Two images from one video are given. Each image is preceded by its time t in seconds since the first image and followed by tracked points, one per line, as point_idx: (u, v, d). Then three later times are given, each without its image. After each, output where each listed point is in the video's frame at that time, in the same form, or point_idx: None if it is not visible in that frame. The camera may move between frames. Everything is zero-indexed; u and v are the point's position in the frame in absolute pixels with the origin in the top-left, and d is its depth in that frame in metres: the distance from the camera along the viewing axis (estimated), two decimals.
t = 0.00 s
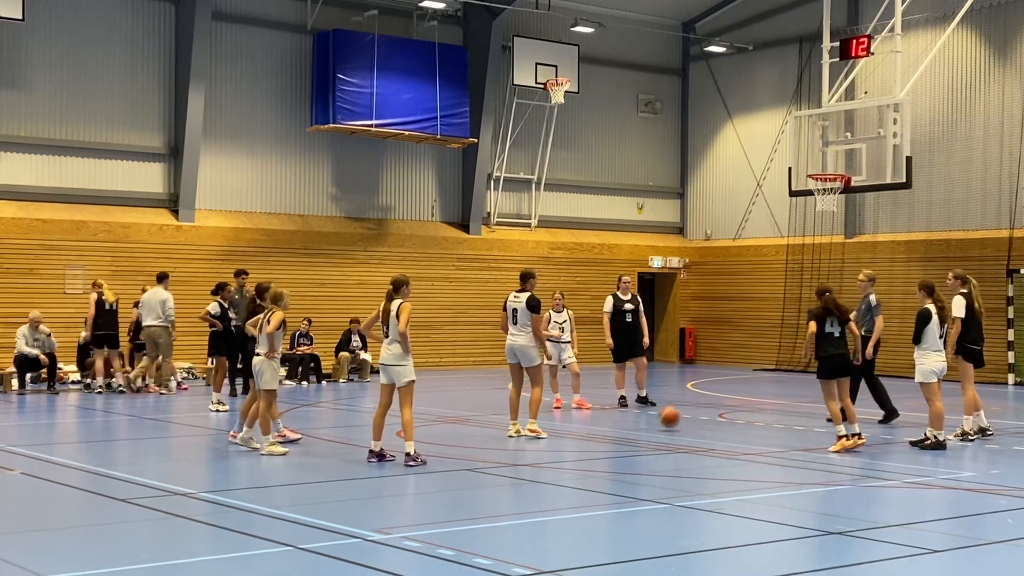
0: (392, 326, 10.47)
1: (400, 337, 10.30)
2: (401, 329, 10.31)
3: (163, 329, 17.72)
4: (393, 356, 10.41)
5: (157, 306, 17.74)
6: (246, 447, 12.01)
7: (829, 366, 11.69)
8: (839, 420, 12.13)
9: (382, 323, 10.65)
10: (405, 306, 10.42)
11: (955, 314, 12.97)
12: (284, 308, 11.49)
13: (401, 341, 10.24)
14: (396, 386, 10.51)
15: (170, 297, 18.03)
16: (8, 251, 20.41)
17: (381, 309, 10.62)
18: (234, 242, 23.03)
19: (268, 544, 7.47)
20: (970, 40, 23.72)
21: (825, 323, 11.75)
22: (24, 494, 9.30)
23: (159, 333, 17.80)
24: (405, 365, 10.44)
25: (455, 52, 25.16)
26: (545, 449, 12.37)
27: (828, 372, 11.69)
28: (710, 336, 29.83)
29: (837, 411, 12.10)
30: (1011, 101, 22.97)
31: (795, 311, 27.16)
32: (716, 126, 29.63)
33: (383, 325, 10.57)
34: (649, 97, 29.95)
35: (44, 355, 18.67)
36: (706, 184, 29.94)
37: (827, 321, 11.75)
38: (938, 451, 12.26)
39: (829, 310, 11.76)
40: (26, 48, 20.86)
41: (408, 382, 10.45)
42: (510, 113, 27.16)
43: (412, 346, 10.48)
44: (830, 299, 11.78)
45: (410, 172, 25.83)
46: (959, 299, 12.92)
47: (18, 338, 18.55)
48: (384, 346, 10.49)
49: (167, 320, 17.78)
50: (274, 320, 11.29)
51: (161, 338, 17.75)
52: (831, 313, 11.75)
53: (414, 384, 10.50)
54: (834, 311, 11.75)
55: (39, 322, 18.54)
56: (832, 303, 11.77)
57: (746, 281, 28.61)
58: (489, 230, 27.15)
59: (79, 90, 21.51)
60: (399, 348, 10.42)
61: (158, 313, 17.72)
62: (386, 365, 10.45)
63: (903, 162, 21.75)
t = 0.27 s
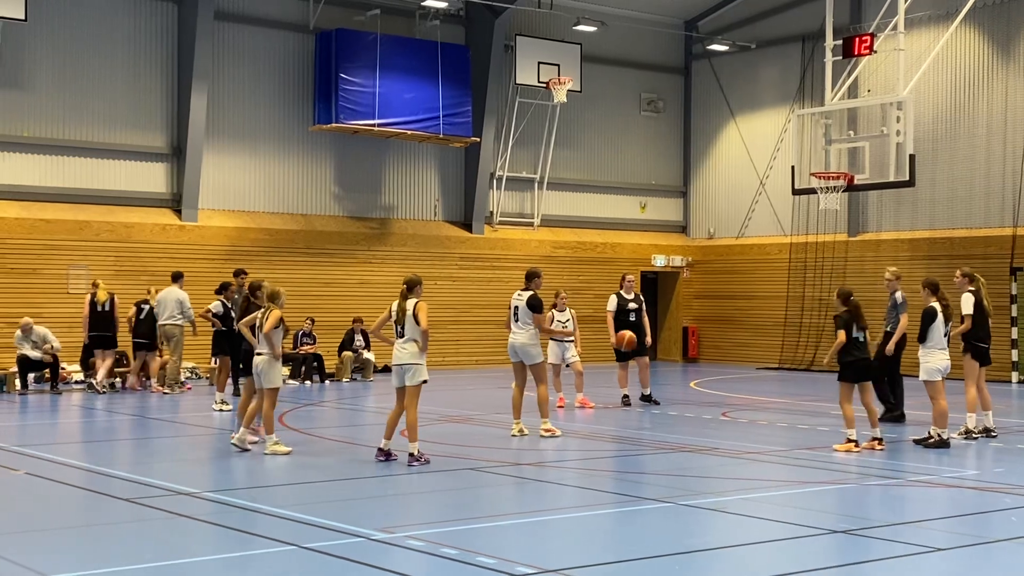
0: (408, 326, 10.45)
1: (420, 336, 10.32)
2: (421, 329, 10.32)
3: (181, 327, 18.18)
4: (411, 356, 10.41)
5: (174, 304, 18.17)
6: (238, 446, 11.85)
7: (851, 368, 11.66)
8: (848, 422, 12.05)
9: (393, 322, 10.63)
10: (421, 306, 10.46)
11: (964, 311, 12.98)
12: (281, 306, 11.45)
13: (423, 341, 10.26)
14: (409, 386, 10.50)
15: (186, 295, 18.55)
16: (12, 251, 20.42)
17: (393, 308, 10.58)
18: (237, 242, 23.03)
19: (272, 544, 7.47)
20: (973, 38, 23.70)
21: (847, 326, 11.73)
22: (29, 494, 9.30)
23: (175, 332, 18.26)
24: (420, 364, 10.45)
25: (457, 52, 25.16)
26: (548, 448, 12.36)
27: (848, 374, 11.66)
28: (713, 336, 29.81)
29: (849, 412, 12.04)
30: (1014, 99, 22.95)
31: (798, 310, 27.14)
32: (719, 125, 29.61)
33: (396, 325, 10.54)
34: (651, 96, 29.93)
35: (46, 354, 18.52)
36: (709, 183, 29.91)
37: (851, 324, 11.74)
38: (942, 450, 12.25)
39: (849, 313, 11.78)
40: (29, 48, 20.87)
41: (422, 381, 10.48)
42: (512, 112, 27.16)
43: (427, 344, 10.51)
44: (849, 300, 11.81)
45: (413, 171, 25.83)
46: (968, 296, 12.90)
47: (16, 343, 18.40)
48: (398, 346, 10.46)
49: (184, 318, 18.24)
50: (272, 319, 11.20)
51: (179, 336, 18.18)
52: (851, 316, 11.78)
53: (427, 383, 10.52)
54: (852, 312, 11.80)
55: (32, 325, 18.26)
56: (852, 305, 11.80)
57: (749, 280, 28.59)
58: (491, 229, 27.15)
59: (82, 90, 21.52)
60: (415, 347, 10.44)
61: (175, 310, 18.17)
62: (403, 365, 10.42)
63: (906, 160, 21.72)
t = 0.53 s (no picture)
0: (417, 325, 10.48)
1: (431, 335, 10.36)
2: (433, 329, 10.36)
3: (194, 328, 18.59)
4: (420, 355, 10.44)
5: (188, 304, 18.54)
6: (244, 450, 11.88)
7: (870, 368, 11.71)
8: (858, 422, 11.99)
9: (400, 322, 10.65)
10: (431, 306, 10.50)
11: (973, 308, 12.94)
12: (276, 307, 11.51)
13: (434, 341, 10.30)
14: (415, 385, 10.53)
15: (199, 294, 18.97)
16: (16, 252, 20.45)
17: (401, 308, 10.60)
18: (241, 242, 23.05)
19: (279, 543, 7.48)
20: (976, 35, 23.68)
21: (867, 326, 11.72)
22: (35, 494, 9.32)
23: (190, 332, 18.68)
24: (428, 364, 10.48)
25: (461, 51, 25.16)
26: (553, 447, 12.37)
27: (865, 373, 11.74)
28: (717, 334, 29.80)
29: (859, 410, 12.02)
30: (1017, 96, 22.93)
31: (802, 308, 27.13)
32: (722, 124, 29.59)
33: (404, 324, 10.56)
34: (654, 94, 29.91)
35: (49, 355, 18.58)
36: (713, 182, 29.89)
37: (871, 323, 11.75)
38: (947, 448, 12.24)
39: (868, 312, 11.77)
40: (33, 49, 20.90)
41: (429, 382, 10.51)
42: (515, 111, 27.17)
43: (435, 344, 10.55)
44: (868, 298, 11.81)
45: (416, 170, 25.83)
46: (977, 295, 12.87)
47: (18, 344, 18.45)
48: (407, 345, 10.48)
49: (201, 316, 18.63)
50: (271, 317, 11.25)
51: (194, 335, 18.69)
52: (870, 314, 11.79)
53: (433, 385, 10.55)
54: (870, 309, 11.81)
55: (34, 326, 18.30)
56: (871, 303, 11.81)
57: (752, 278, 28.59)
58: (495, 228, 27.16)
59: (85, 90, 21.54)
60: (424, 347, 10.48)
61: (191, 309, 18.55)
62: (411, 364, 10.45)
63: (910, 158, 21.72)
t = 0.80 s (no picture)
0: (422, 325, 10.45)
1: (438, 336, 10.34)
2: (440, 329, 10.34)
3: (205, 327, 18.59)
4: (424, 355, 10.42)
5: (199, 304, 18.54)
6: (248, 451, 11.82)
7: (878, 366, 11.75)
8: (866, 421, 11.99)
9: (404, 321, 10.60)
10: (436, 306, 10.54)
11: (977, 306, 12.92)
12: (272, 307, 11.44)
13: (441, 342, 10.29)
14: (418, 385, 10.51)
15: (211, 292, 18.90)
16: (20, 253, 20.48)
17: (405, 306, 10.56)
18: (244, 242, 23.06)
19: (284, 543, 7.49)
20: (978, 33, 23.65)
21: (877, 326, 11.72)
22: (40, 494, 9.33)
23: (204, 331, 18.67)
24: (431, 365, 10.45)
25: (463, 51, 25.17)
26: (557, 447, 12.37)
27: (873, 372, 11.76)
28: (720, 333, 29.78)
29: (866, 409, 12.01)
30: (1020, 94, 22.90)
31: (805, 307, 27.13)
32: (725, 123, 29.57)
33: (408, 323, 10.53)
34: (657, 93, 29.91)
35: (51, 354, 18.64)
36: (716, 180, 29.87)
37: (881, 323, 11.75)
38: (951, 446, 12.24)
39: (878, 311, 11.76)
40: (36, 50, 20.92)
41: (432, 383, 10.48)
42: (518, 110, 27.17)
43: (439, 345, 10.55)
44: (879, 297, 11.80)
45: (418, 170, 25.84)
46: (982, 293, 12.83)
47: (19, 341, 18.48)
48: (410, 345, 10.44)
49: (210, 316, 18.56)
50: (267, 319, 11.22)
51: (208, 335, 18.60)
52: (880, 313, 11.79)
53: (435, 387, 10.53)
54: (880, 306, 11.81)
55: (39, 325, 18.38)
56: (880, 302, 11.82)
57: (755, 277, 28.58)
58: (498, 228, 27.16)
59: (88, 90, 21.57)
60: (428, 347, 10.46)
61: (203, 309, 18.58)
62: (414, 364, 10.41)
63: (913, 157, 21.73)
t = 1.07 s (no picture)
0: (422, 324, 10.45)
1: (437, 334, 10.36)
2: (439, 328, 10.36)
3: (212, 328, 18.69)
4: (423, 354, 10.41)
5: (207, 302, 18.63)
6: (252, 450, 11.84)
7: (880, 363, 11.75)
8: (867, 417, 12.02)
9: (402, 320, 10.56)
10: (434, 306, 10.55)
11: (976, 304, 12.90)
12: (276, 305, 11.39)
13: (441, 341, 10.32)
14: (415, 383, 10.49)
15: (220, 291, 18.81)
16: (23, 253, 20.51)
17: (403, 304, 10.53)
18: (247, 241, 23.08)
19: (290, 541, 7.50)
20: (980, 30, 23.64)
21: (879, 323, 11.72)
22: (45, 494, 9.35)
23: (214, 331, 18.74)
24: (428, 364, 10.44)
25: (465, 50, 25.18)
26: (562, 445, 12.37)
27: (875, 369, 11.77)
28: (723, 332, 29.78)
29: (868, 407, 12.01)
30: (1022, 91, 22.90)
31: (808, 306, 27.12)
32: (727, 121, 29.57)
33: (406, 321, 10.49)
34: (659, 92, 29.91)
35: (54, 352, 18.64)
36: (718, 179, 29.86)
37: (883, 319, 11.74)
38: (955, 443, 12.24)
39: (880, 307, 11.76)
40: (38, 50, 20.94)
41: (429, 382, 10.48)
42: (520, 109, 27.16)
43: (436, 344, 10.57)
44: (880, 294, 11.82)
45: (421, 169, 25.84)
46: (979, 292, 12.83)
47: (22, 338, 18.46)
48: (408, 343, 10.42)
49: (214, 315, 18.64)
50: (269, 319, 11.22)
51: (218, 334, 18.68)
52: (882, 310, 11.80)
53: (433, 386, 10.53)
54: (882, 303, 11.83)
55: (44, 323, 18.37)
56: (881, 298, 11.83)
57: (758, 275, 28.59)
58: (500, 227, 27.16)
59: (91, 90, 21.58)
60: (426, 346, 10.46)
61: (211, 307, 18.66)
62: (412, 362, 10.39)
63: (916, 154, 21.74)
